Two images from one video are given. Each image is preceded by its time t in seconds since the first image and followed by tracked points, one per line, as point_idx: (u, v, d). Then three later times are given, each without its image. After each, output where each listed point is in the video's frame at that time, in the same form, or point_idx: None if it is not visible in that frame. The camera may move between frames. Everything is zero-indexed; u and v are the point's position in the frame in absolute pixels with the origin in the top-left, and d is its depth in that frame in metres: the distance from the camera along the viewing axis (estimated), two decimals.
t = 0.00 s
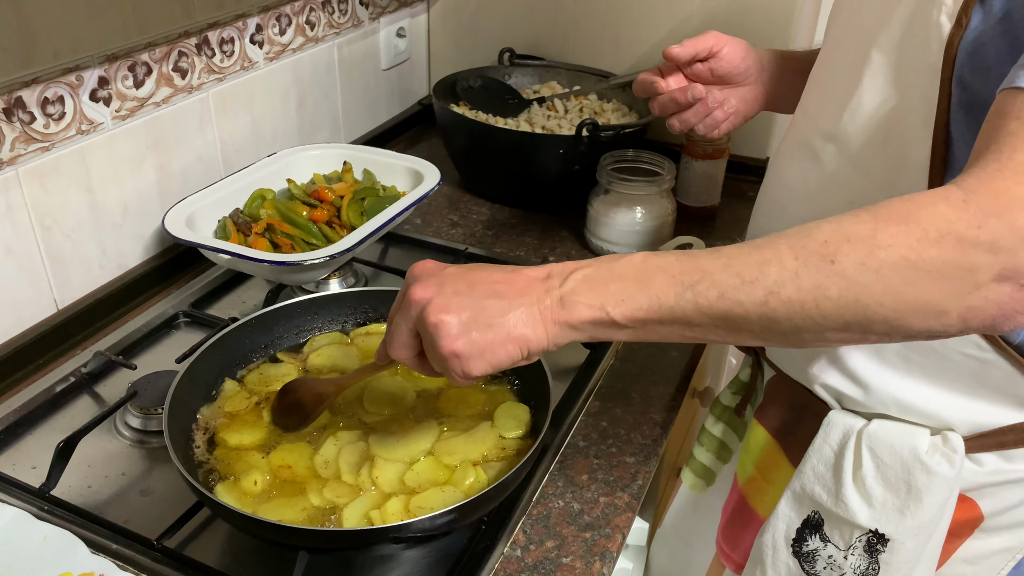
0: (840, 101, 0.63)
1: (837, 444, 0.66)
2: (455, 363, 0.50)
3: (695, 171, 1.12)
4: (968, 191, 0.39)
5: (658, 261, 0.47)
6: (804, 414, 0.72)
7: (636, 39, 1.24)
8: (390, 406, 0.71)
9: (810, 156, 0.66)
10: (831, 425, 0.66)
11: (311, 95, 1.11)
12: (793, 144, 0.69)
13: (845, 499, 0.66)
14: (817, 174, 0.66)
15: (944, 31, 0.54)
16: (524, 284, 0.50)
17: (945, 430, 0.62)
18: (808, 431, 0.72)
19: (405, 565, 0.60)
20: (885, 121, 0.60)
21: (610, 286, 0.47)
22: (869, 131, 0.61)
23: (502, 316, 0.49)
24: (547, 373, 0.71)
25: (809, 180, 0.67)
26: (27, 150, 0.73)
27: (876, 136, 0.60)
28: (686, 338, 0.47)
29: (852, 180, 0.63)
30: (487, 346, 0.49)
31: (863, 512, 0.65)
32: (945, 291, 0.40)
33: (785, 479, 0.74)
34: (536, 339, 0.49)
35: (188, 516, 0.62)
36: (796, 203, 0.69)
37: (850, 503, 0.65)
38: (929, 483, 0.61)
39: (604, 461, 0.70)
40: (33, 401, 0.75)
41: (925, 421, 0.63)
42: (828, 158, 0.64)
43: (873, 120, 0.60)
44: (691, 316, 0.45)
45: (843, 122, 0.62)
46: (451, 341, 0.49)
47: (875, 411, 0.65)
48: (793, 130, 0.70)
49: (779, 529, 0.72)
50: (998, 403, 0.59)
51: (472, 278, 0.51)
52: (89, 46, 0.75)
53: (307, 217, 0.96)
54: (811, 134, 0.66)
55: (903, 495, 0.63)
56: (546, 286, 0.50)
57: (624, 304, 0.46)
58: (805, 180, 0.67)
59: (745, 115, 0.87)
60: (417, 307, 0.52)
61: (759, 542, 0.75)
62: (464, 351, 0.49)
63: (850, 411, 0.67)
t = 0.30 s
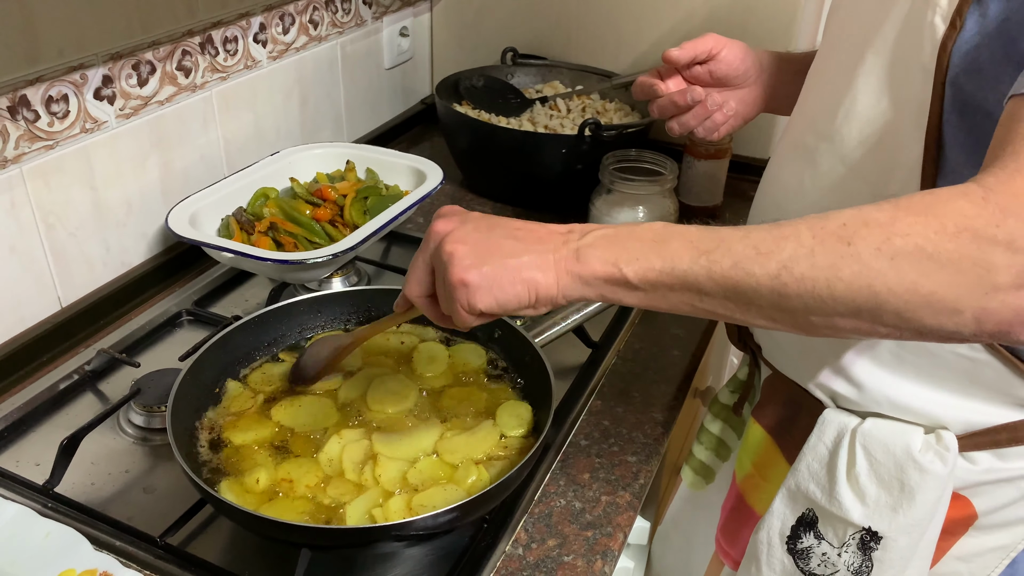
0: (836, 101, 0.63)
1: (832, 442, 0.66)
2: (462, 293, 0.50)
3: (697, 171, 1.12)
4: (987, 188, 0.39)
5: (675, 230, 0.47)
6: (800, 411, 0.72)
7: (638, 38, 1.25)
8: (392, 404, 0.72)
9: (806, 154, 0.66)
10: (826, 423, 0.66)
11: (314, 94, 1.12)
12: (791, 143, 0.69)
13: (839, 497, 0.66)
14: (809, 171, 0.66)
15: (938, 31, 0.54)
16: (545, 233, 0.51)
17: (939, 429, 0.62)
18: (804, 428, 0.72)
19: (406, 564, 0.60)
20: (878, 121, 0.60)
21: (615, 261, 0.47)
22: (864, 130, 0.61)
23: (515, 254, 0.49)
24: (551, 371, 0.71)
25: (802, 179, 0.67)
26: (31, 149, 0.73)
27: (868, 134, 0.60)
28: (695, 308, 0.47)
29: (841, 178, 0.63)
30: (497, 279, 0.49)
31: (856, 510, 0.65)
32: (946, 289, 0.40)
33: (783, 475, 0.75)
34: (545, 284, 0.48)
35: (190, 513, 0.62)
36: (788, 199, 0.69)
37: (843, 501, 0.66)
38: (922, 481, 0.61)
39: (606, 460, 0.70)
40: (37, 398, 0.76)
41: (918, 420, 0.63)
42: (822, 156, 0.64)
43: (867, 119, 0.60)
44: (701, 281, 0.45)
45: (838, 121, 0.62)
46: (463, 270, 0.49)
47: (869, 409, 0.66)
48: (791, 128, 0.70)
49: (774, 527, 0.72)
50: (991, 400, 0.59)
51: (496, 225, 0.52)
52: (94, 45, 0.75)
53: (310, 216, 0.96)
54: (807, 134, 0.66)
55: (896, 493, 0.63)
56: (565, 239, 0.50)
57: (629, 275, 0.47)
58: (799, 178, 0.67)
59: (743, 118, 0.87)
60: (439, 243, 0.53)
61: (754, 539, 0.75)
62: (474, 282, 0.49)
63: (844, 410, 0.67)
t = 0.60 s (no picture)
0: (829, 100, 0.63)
1: (824, 442, 0.66)
2: (467, 299, 0.49)
3: (698, 172, 1.12)
4: (1001, 183, 0.39)
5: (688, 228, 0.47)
6: (793, 411, 0.72)
7: (639, 39, 1.25)
8: (392, 405, 0.71)
9: (798, 153, 0.66)
10: (819, 422, 0.66)
11: (314, 95, 1.12)
12: (783, 140, 0.69)
13: (831, 497, 0.66)
14: (801, 170, 0.66)
15: (931, 28, 0.54)
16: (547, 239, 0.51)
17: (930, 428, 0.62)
18: (796, 428, 0.72)
19: (406, 565, 0.60)
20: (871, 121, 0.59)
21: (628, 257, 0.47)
22: (856, 130, 0.60)
23: (519, 257, 0.49)
24: (550, 374, 0.71)
25: (795, 178, 0.67)
26: (31, 149, 0.73)
27: (863, 133, 0.60)
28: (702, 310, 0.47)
29: (833, 177, 0.63)
30: (502, 281, 0.48)
31: (848, 509, 0.65)
32: (948, 283, 0.39)
33: (774, 474, 0.74)
34: (551, 285, 0.48)
35: (190, 514, 0.62)
36: (785, 201, 0.68)
37: (835, 500, 0.66)
38: (914, 481, 0.61)
39: (606, 461, 0.70)
40: (37, 399, 0.76)
41: (910, 418, 0.63)
42: (814, 155, 0.64)
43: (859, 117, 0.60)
44: (711, 283, 0.44)
45: (831, 120, 0.62)
46: (465, 275, 0.49)
47: (863, 408, 0.65)
48: (784, 127, 0.70)
49: (767, 526, 0.72)
50: (983, 400, 0.59)
51: (497, 233, 0.52)
52: (94, 45, 0.75)
53: (310, 216, 0.96)
54: (798, 133, 0.66)
55: (887, 492, 0.63)
56: (568, 241, 0.50)
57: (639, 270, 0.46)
58: (792, 177, 0.67)
59: (738, 114, 0.87)
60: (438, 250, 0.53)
61: (748, 539, 0.75)
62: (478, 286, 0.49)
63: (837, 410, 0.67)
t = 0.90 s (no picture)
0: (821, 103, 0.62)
1: (821, 448, 0.65)
2: (490, 315, 0.48)
3: (695, 174, 1.12)
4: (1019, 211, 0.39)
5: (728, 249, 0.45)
6: (790, 415, 0.72)
7: (636, 41, 1.25)
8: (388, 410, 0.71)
9: (790, 157, 0.66)
10: (817, 428, 0.66)
11: (311, 97, 1.11)
12: (776, 144, 0.69)
13: (829, 503, 0.65)
14: (794, 176, 0.65)
15: (922, 34, 0.54)
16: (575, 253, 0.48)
17: (926, 433, 0.62)
18: (794, 430, 0.72)
19: (402, 570, 0.60)
20: (863, 123, 0.59)
21: (676, 277, 0.45)
22: (846, 132, 0.60)
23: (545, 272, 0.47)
24: (546, 378, 0.71)
25: (787, 182, 0.66)
26: (26, 153, 0.73)
27: (853, 135, 0.59)
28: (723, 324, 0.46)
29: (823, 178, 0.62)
30: (527, 298, 0.47)
31: (846, 515, 0.65)
32: (948, 294, 0.39)
33: (772, 479, 0.74)
34: (573, 302, 0.47)
35: (185, 519, 0.62)
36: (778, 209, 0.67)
37: (833, 506, 0.65)
38: (911, 486, 0.61)
39: (602, 465, 0.70)
40: (32, 404, 0.75)
41: (906, 423, 0.63)
42: (806, 158, 0.63)
43: (849, 118, 0.59)
44: (734, 301, 0.44)
45: (823, 122, 0.61)
46: (490, 291, 0.47)
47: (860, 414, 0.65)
48: (776, 129, 0.70)
49: (766, 533, 0.72)
50: (979, 404, 0.59)
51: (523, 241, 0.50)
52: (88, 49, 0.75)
53: (306, 220, 0.96)
54: (793, 137, 0.66)
55: (886, 497, 0.63)
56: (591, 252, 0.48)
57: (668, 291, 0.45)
58: (784, 181, 0.66)
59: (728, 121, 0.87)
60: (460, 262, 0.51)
61: (747, 546, 0.74)
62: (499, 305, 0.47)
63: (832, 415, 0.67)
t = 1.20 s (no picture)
0: (812, 111, 0.62)
1: (819, 454, 0.67)
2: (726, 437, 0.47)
3: (691, 177, 1.12)
4: None
5: (943, 344, 0.46)
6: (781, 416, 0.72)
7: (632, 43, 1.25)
8: (384, 414, 0.71)
9: (782, 165, 0.65)
10: (813, 435, 0.67)
11: (307, 100, 1.11)
12: (765, 154, 0.68)
13: (827, 508, 0.65)
14: (787, 183, 0.64)
15: (913, 40, 0.54)
16: (799, 353, 0.46)
17: (924, 437, 0.62)
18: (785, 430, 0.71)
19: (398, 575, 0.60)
20: (852, 132, 0.58)
21: (881, 379, 0.47)
22: (834, 140, 0.59)
23: (787, 402, 0.46)
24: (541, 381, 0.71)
25: (779, 191, 0.65)
26: (19, 157, 0.73)
27: (842, 144, 0.59)
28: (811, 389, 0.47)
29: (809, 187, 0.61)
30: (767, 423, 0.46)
31: (844, 520, 0.65)
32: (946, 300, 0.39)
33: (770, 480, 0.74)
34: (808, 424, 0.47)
35: (180, 524, 0.62)
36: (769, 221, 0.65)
37: (831, 511, 0.65)
38: (908, 490, 0.61)
39: (599, 468, 0.70)
40: (26, 408, 0.75)
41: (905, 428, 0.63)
42: (798, 164, 0.62)
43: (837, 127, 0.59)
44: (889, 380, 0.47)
45: (814, 129, 0.61)
46: (724, 410, 0.46)
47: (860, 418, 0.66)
48: (767, 136, 0.69)
49: (763, 538, 0.72)
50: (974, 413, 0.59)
51: (740, 342, 0.46)
52: (82, 52, 0.74)
53: (302, 224, 0.95)
54: (783, 146, 0.65)
55: (883, 501, 0.63)
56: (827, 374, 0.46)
57: (900, 395, 0.47)
58: (775, 190, 0.65)
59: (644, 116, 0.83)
60: (683, 374, 0.45)
61: (745, 551, 0.74)
62: (735, 430, 0.46)
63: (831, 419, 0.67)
